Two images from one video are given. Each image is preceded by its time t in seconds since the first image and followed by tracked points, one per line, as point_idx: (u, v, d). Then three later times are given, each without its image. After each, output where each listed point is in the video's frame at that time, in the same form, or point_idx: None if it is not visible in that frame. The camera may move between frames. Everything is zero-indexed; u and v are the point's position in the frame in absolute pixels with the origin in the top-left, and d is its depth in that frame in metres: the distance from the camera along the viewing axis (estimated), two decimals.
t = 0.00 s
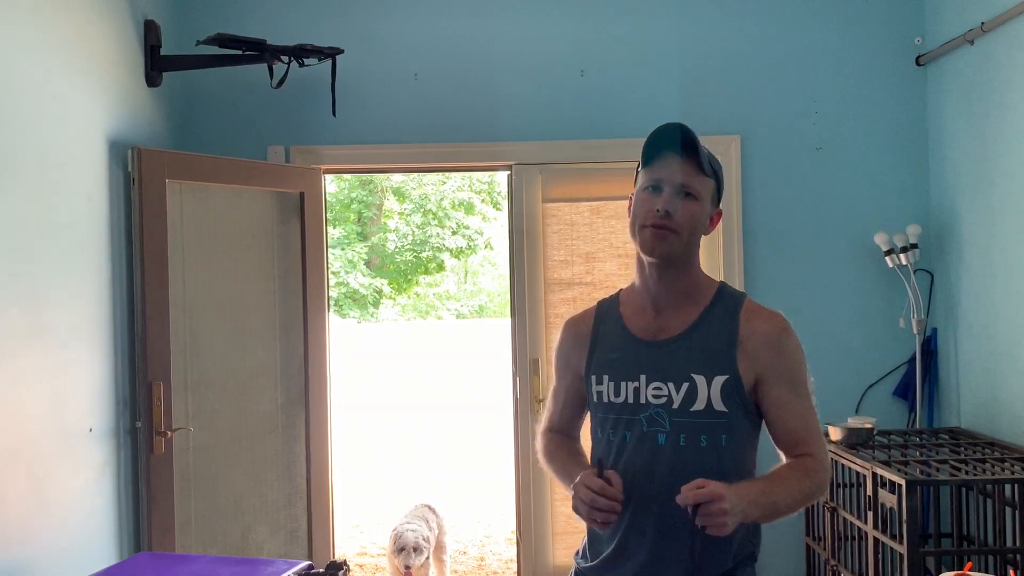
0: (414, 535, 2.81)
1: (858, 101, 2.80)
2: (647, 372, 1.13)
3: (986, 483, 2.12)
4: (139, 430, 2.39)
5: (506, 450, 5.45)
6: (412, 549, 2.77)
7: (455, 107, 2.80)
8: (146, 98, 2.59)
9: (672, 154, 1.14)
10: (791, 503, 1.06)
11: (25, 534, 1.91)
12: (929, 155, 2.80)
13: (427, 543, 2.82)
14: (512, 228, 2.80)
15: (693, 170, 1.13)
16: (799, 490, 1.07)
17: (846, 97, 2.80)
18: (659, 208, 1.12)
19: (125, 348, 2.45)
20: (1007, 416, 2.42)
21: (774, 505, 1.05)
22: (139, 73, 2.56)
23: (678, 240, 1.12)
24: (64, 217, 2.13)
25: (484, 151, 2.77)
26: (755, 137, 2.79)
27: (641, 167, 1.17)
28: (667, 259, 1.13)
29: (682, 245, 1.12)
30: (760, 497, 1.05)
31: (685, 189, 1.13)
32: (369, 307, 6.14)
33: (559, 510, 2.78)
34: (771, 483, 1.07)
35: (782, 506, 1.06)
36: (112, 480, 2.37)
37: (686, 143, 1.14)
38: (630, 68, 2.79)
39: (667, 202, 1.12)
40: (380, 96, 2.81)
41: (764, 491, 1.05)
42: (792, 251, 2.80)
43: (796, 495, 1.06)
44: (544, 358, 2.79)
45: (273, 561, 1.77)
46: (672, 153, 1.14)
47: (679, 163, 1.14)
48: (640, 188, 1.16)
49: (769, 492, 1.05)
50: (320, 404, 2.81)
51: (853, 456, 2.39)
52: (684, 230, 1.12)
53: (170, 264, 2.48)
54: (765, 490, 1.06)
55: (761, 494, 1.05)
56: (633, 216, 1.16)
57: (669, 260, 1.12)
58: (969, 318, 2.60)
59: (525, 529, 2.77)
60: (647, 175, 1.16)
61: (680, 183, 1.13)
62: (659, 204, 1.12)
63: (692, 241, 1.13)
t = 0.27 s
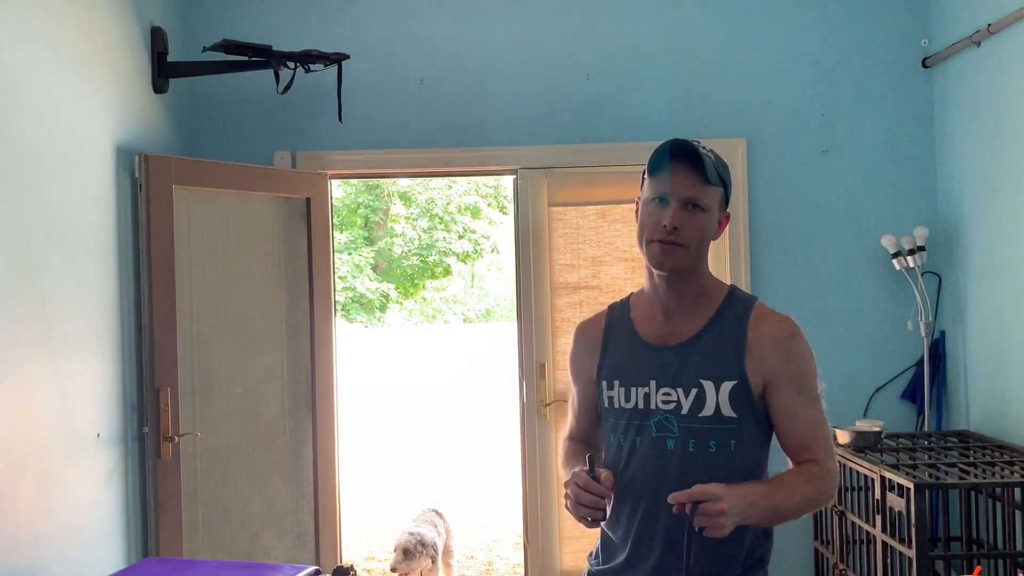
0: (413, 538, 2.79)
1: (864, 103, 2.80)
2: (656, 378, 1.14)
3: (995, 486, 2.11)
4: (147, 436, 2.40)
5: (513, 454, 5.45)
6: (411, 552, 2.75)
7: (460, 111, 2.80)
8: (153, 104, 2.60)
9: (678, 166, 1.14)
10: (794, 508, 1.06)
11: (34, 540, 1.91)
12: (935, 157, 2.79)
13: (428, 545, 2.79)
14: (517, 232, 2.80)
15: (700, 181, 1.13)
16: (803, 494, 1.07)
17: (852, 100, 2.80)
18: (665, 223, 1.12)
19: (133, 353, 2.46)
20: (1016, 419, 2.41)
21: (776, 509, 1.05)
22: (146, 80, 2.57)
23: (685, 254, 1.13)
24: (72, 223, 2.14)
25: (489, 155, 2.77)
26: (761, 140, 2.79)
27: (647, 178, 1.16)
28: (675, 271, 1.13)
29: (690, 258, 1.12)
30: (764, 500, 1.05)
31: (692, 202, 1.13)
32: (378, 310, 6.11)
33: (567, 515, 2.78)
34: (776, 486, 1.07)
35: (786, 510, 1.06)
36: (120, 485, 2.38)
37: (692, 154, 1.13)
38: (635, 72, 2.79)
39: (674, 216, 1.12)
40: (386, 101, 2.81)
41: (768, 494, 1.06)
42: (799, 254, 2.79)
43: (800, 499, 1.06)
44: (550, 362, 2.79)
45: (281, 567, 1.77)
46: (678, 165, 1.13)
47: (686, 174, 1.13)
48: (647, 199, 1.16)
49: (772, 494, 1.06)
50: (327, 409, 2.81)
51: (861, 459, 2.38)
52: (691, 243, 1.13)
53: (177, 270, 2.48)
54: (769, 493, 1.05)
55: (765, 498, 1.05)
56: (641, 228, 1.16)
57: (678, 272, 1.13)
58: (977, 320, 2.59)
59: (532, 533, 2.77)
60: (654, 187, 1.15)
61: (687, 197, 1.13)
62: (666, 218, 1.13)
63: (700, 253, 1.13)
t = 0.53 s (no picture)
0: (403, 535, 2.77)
1: (867, 102, 2.79)
2: (660, 375, 1.15)
3: (1000, 486, 2.11)
4: (150, 436, 2.40)
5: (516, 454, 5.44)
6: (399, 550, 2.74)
7: (463, 111, 2.80)
8: (156, 105, 2.61)
9: (670, 190, 1.12)
10: (809, 513, 1.05)
11: (37, 540, 1.91)
12: (940, 156, 2.78)
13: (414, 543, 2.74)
14: (520, 232, 2.80)
15: (694, 202, 1.11)
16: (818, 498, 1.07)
17: (856, 98, 2.79)
18: (663, 247, 1.13)
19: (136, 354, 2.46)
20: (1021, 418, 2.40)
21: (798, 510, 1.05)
22: (149, 81, 2.57)
23: (685, 274, 1.14)
24: (75, 224, 2.14)
25: (492, 155, 2.77)
26: (764, 139, 2.78)
27: (642, 198, 1.15)
28: (677, 288, 1.15)
29: (691, 277, 1.14)
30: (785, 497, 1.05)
31: (687, 224, 1.12)
32: (381, 310, 6.12)
33: (570, 515, 2.77)
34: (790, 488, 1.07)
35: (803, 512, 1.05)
36: (124, 486, 2.38)
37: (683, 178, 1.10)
38: (638, 71, 2.79)
39: (670, 242, 1.12)
40: (389, 101, 2.81)
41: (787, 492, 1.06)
42: (802, 253, 2.78)
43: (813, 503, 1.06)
44: (553, 361, 2.79)
45: (285, 567, 1.77)
46: (669, 188, 1.12)
47: (679, 197, 1.12)
48: (643, 219, 1.16)
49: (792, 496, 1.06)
50: (330, 409, 2.81)
51: (865, 459, 2.38)
52: (690, 262, 1.13)
53: (180, 271, 2.49)
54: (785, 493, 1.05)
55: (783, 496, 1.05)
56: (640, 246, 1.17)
57: (679, 289, 1.15)
58: (982, 320, 2.58)
59: (536, 534, 2.76)
60: (650, 206, 1.15)
61: (682, 221, 1.12)
62: (662, 244, 1.13)
63: (700, 268, 1.14)
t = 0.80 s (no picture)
0: (395, 523, 2.76)
1: (870, 97, 2.78)
2: (660, 371, 1.15)
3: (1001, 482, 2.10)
4: (150, 430, 2.40)
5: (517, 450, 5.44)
6: (390, 537, 2.74)
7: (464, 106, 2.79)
8: (157, 98, 2.60)
9: (671, 176, 1.16)
10: (819, 503, 1.06)
11: (37, 533, 1.91)
12: (942, 151, 2.77)
13: (406, 531, 2.72)
14: (521, 226, 2.79)
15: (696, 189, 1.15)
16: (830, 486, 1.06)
17: (858, 93, 2.78)
18: (663, 234, 1.15)
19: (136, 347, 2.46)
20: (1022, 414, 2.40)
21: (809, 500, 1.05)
22: (149, 74, 2.56)
23: (687, 262, 1.15)
24: (75, 217, 2.14)
25: (493, 149, 2.76)
26: (766, 134, 2.77)
27: (645, 189, 1.19)
28: (680, 278, 1.16)
29: (693, 266, 1.15)
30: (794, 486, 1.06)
31: (688, 212, 1.15)
32: (381, 307, 6.14)
33: (571, 509, 2.77)
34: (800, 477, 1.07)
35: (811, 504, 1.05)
36: (124, 479, 2.38)
37: (683, 164, 1.15)
38: (640, 66, 2.78)
39: (672, 229, 1.15)
40: (389, 95, 2.80)
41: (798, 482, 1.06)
42: (804, 249, 2.77)
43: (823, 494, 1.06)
44: (554, 356, 2.79)
45: (284, 560, 1.77)
46: (671, 175, 1.16)
47: (680, 184, 1.15)
48: (646, 210, 1.19)
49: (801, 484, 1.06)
50: (330, 403, 2.81)
51: (866, 454, 2.37)
52: (692, 250, 1.15)
53: (181, 264, 2.48)
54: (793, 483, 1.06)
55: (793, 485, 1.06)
56: (643, 237, 1.19)
57: (682, 279, 1.16)
58: (984, 315, 2.57)
59: (536, 528, 2.76)
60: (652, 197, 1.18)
61: (683, 207, 1.15)
62: (664, 231, 1.15)
63: (703, 257, 1.15)
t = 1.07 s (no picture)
0: (394, 508, 2.76)
1: (870, 87, 2.78)
2: (659, 356, 1.14)
3: (998, 471, 2.11)
4: (149, 418, 2.40)
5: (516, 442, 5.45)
6: (389, 522, 2.74)
7: (464, 95, 2.79)
8: (155, 86, 2.59)
9: (668, 163, 1.15)
10: (812, 489, 1.06)
11: (36, 520, 1.91)
12: (942, 142, 2.77)
13: (405, 515, 2.73)
14: (521, 216, 2.79)
15: (693, 175, 1.14)
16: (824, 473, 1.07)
17: (858, 83, 2.78)
18: (661, 222, 1.16)
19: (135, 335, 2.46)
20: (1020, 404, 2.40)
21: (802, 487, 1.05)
22: (148, 62, 2.56)
23: (685, 249, 1.15)
24: (74, 205, 2.14)
25: (493, 138, 2.76)
26: (765, 124, 2.77)
27: (644, 175, 1.19)
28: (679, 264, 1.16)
29: (691, 253, 1.15)
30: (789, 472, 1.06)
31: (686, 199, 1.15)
32: (381, 297, 6.11)
33: (570, 498, 2.78)
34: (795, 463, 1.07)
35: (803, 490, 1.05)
36: (123, 467, 2.38)
37: (680, 150, 1.13)
38: (640, 56, 2.77)
39: (670, 216, 1.15)
40: (389, 84, 2.80)
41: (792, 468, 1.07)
42: (803, 240, 2.78)
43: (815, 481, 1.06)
44: (553, 346, 2.79)
45: (284, 546, 1.78)
46: (668, 162, 1.15)
47: (677, 171, 1.15)
48: (646, 197, 1.19)
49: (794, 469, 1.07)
50: (330, 392, 2.81)
51: (864, 444, 2.38)
52: (690, 237, 1.15)
53: (180, 253, 2.48)
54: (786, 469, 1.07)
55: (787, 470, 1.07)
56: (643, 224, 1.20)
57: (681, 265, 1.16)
58: (982, 306, 2.58)
59: (534, 517, 2.77)
60: (651, 182, 1.18)
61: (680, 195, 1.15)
62: (662, 218, 1.16)
63: (701, 243, 1.15)
